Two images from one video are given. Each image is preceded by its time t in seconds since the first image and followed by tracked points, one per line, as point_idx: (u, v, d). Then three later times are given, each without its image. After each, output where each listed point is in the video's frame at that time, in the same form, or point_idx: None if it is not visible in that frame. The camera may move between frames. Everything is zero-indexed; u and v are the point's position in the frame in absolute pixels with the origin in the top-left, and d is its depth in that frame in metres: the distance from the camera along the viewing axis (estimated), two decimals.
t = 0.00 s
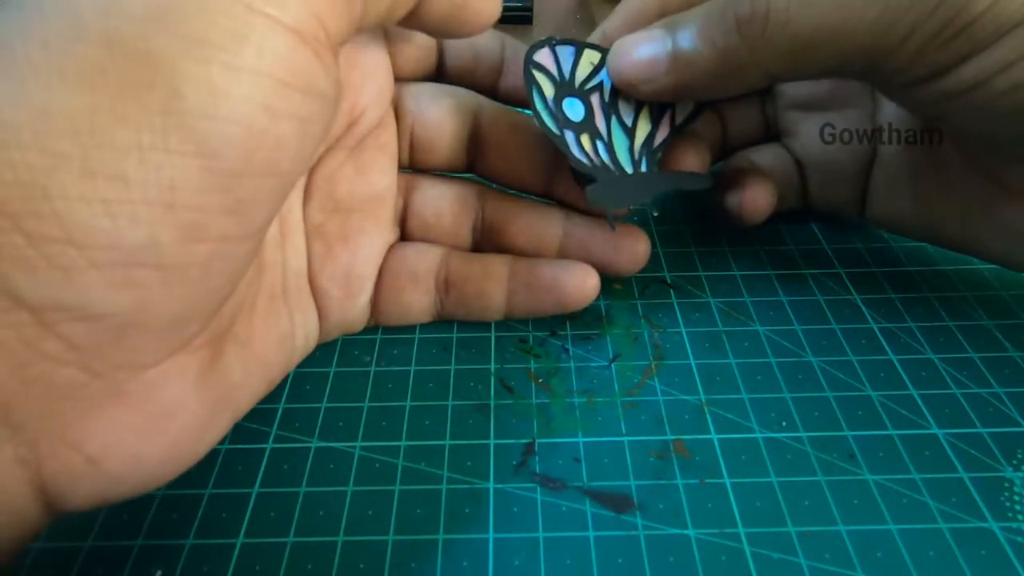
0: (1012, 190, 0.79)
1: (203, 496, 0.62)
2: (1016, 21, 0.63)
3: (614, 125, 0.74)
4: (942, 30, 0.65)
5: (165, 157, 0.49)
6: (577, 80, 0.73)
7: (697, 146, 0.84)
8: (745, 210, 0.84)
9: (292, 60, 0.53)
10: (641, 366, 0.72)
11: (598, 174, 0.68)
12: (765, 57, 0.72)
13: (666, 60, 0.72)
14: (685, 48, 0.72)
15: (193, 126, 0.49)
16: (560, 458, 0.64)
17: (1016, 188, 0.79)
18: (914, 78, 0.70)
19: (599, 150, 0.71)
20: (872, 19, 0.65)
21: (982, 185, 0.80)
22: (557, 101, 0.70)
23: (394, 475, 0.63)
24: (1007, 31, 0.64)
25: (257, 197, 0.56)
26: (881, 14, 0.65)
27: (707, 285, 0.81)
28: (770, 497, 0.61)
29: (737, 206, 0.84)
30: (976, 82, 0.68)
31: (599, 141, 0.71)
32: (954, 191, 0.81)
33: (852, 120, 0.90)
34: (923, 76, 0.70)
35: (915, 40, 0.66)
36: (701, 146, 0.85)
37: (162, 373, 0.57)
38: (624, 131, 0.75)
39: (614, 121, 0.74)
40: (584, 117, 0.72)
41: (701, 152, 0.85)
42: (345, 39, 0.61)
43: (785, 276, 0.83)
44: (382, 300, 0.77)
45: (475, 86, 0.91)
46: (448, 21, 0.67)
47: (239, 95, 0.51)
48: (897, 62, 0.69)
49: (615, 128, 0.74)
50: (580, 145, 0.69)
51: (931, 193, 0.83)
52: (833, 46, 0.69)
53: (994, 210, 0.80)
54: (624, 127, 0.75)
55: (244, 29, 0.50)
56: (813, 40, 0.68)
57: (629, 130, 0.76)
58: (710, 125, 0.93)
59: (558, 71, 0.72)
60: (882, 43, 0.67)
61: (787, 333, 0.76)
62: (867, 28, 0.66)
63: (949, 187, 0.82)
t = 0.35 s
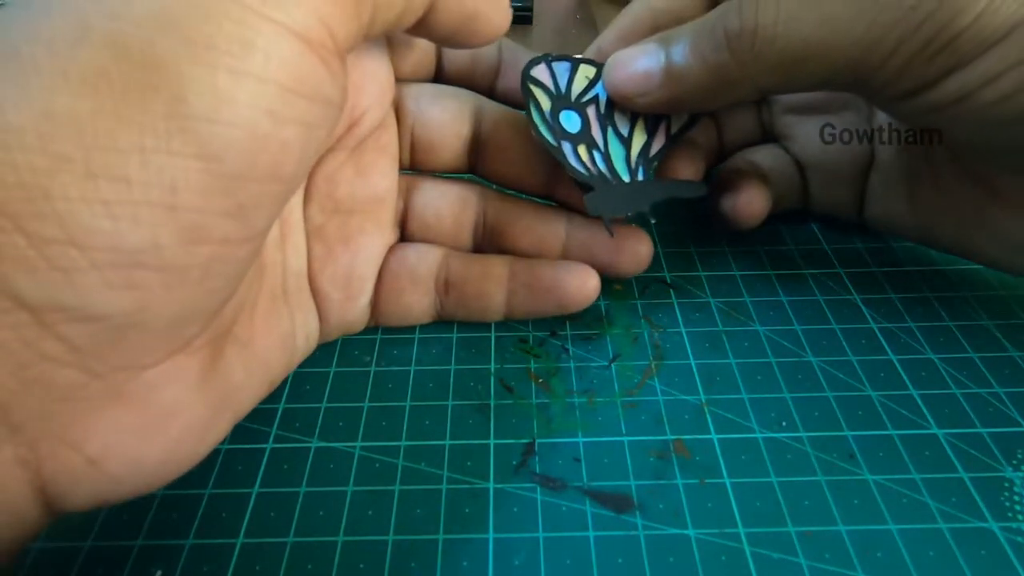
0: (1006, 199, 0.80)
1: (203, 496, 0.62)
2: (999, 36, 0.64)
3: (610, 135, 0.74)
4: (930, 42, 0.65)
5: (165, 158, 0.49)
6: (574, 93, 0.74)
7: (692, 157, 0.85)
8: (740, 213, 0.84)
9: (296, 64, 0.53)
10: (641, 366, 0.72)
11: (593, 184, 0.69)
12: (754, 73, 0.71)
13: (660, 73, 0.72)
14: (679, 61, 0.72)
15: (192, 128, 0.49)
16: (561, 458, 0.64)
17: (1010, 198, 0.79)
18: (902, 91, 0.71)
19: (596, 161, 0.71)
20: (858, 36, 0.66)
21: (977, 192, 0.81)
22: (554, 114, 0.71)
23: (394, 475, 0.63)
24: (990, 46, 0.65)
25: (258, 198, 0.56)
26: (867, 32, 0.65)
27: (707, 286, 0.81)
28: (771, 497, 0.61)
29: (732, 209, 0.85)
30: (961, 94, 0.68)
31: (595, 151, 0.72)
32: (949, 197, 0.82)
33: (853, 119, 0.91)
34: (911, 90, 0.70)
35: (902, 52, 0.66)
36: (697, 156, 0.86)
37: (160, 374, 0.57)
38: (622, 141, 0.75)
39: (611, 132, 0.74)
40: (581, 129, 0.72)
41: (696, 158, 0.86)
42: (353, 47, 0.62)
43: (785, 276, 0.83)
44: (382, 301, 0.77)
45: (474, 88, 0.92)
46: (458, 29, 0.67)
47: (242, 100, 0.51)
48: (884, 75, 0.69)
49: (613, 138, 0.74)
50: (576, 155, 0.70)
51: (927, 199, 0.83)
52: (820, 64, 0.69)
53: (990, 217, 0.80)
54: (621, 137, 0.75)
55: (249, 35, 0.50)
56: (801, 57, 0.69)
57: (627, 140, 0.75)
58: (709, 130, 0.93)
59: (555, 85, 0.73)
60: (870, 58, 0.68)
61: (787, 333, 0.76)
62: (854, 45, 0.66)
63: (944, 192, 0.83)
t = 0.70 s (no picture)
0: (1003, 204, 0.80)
1: (203, 496, 0.62)
2: (995, 43, 0.63)
3: (610, 139, 0.74)
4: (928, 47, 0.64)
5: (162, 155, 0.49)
6: (574, 97, 0.74)
7: (691, 160, 0.85)
8: (736, 214, 0.84)
9: (295, 64, 0.53)
10: (641, 366, 0.72)
11: (595, 185, 0.68)
12: (752, 79, 0.71)
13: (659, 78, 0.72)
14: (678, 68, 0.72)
15: (188, 124, 0.49)
16: (560, 458, 0.64)
17: (1008, 204, 0.79)
18: (898, 98, 0.70)
19: (597, 163, 0.71)
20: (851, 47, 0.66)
21: (975, 197, 0.81)
22: (554, 116, 0.71)
23: (394, 475, 0.63)
24: (986, 53, 0.64)
25: (257, 197, 0.56)
26: (863, 38, 0.65)
27: (707, 286, 0.81)
28: (771, 497, 0.61)
29: (729, 210, 0.84)
30: (958, 101, 0.68)
31: (596, 153, 0.72)
32: (948, 199, 0.82)
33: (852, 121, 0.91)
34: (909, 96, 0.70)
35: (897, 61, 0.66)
36: (696, 158, 0.86)
37: (157, 372, 0.57)
38: (622, 144, 0.75)
39: (611, 135, 0.74)
40: (581, 131, 0.72)
41: (694, 160, 0.86)
42: (353, 46, 0.62)
43: (785, 276, 0.83)
44: (382, 301, 0.77)
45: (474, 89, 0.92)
46: (460, 31, 0.67)
47: (239, 98, 0.51)
48: (881, 79, 0.68)
49: (613, 141, 0.74)
50: (578, 157, 0.70)
51: (926, 201, 0.84)
52: (816, 71, 0.69)
53: (988, 221, 0.80)
54: (621, 140, 0.75)
55: (247, 32, 0.50)
56: (797, 64, 0.68)
57: (627, 143, 0.75)
58: (710, 131, 0.93)
59: (555, 89, 0.73)
60: (869, 64, 0.67)
61: (787, 333, 0.76)
62: (849, 51, 0.66)
63: (943, 194, 0.83)
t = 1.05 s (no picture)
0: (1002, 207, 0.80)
1: (203, 496, 0.62)
2: (994, 49, 0.63)
3: (610, 142, 0.75)
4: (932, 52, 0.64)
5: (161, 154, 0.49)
6: (574, 102, 0.74)
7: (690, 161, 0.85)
8: (734, 215, 0.84)
9: (296, 64, 0.53)
10: (641, 366, 0.72)
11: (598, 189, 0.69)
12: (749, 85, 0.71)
13: (658, 82, 0.72)
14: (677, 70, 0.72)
15: (188, 124, 0.49)
16: (560, 458, 0.64)
17: (1008, 208, 0.79)
18: (898, 102, 0.70)
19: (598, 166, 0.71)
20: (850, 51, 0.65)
21: (976, 199, 0.81)
22: (554, 120, 0.71)
23: (394, 475, 0.63)
24: (985, 58, 0.64)
25: (257, 197, 0.56)
26: (863, 43, 0.65)
27: (707, 286, 0.81)
28: (770, 497, 0.61)
29: (727, 211, 0.84)
30: (957, 106, 0.68)
31: (597, 157, 0.72)
32: (949, 201, 0.82)
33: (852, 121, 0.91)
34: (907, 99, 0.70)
35: (898, 65, 0.66)
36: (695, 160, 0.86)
37: (156, 370, 0.57)
38: (622, 148, 0.75)
39: (610, 138, 0.74)
40: (581, 135, 0.72)
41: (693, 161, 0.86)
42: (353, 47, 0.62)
43: (786, 276, 0.83)
44: (381, 301, 0.77)
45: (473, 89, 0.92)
46: (461, 32, 0.67)
47: (239, 98, 0.51)
48: (881, 84, 0.68)
49: (613, 145, 0.74)
50: (579, 161, 0.70)
51: (927, 204, 0.84)
52: (815, 75, 0.68)
53: (987, 224, 0.80)
54: (621, 143, 0.75)
55: (248, 33, 0.50)
56: (796, 68, 0.68)
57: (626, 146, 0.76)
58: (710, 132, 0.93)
59: (554, 93, 0.73)
60: (868, 70, 0.67)
61: (787, 333, 0.76)
62: (849, 57, 0.66)
63: (944, 197, 0.83)
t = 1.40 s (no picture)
0: (1014, 198, 0.77)
1: (203, 496, 0.62)
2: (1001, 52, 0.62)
3: (604, 144, 0.76)
4: (945, 15, 0.66)
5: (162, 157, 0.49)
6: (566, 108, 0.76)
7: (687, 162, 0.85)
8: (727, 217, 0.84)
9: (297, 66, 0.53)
10: (641, 366, 0.72)
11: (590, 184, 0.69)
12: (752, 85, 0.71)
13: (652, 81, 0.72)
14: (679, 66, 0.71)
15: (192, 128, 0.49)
16: (561, 458, 0.64)
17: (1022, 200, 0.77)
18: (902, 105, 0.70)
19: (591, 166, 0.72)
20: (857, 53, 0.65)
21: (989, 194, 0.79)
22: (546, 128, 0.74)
23: (394, 475, 0.63)
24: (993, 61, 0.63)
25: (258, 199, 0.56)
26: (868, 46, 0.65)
27: (707, 286, 0.81)
28: (770, 497, 0.62)
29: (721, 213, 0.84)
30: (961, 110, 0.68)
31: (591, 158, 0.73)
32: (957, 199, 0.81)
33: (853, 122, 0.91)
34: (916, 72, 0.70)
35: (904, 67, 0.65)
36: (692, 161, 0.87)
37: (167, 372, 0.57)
38: (617, 146, 0.76)
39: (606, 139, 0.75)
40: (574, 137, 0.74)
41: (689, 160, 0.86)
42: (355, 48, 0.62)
43: (785, 276, 0.83)
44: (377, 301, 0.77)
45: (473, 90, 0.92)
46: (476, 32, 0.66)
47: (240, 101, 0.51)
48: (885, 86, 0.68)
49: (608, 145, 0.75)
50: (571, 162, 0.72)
51: (933, 203, 0.82)
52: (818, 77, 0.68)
53: (996, 219, 0.79)
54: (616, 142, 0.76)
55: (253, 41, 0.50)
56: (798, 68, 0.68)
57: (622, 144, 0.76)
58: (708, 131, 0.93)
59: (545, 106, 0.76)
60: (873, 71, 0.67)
61: (786, 333, 0.76)
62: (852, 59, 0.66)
63: (951, 195, 0.81)
